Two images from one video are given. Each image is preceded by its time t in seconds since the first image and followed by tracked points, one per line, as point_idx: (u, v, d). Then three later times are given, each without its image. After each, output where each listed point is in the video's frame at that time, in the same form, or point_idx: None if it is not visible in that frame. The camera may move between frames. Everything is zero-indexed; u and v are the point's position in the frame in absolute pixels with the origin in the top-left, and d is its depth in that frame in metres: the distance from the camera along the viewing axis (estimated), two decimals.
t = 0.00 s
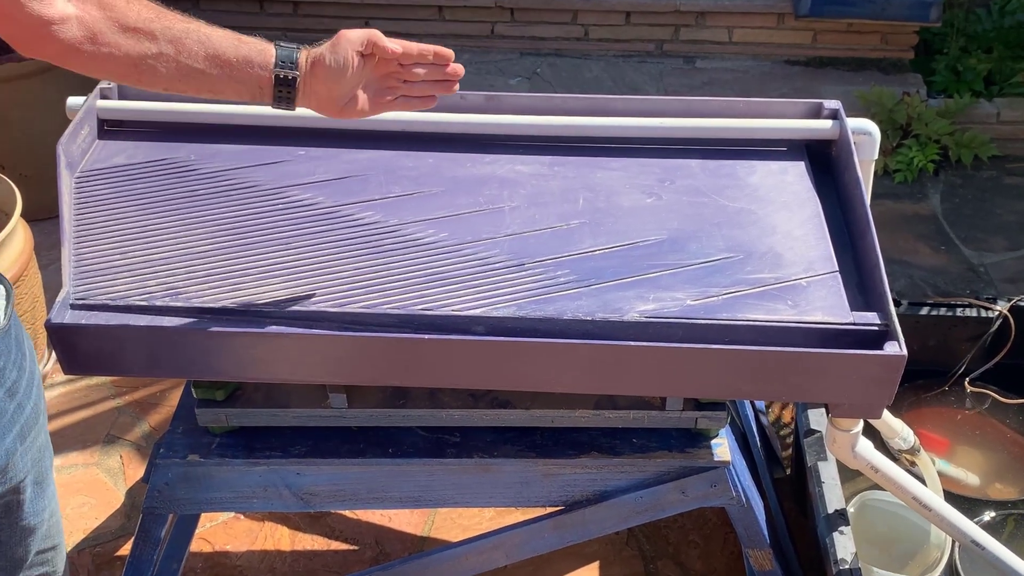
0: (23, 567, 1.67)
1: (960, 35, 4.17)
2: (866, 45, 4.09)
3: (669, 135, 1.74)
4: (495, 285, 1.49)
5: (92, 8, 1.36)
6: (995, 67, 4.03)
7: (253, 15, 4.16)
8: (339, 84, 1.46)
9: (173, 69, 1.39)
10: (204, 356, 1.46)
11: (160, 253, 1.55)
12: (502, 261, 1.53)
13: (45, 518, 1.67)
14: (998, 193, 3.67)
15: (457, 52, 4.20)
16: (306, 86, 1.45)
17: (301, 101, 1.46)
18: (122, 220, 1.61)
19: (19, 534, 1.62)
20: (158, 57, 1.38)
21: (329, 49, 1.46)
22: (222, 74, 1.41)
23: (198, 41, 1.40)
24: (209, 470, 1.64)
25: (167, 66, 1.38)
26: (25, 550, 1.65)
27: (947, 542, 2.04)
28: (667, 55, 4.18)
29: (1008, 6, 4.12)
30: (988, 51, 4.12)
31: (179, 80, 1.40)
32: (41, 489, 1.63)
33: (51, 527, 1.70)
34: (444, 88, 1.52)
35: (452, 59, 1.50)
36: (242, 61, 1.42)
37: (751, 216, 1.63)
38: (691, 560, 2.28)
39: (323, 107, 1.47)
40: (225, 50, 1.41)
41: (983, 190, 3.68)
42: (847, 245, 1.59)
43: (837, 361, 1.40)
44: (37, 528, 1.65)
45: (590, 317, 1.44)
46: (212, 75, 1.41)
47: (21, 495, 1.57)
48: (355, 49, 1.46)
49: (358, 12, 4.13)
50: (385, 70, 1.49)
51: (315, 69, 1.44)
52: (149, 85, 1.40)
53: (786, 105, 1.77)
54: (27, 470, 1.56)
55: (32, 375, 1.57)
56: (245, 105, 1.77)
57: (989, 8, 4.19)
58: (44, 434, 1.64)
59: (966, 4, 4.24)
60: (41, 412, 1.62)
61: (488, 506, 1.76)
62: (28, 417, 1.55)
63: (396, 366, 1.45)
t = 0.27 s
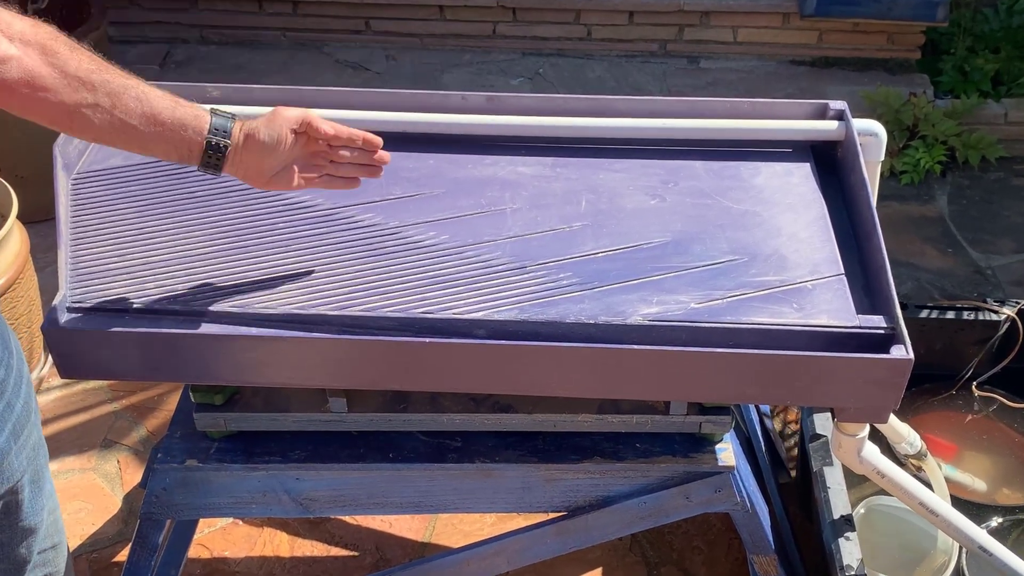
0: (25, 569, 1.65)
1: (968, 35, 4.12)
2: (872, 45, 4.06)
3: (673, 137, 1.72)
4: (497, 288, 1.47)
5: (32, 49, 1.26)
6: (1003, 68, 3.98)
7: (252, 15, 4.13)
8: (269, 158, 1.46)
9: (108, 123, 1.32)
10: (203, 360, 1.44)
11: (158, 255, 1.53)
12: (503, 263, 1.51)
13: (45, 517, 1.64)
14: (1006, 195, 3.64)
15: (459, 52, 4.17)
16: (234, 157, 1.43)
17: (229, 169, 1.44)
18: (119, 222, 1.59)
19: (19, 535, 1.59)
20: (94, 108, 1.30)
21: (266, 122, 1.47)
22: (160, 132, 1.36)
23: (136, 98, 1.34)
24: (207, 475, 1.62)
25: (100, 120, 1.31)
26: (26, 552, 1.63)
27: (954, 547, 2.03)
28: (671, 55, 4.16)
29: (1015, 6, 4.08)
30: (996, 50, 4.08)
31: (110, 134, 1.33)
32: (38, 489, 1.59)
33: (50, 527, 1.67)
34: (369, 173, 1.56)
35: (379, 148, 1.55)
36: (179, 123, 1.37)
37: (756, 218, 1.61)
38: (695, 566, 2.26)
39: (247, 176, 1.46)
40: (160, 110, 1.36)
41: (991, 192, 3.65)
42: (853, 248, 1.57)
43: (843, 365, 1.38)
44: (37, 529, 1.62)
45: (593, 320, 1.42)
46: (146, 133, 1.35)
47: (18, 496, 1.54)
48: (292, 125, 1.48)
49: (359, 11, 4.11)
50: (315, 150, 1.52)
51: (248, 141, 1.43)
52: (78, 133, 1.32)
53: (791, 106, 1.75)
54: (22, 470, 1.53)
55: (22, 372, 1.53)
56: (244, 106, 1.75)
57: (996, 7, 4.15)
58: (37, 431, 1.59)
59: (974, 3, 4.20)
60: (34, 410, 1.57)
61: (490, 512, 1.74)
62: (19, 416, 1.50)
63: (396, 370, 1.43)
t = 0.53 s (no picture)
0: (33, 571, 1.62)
1: (976, 35, 4.11)
2: (879, 45, 4.04)
3: (677, 138, 1.70)
4: (498, 291, 1.45)
5: None
6: (1011, 68, 3.93)
7: (251, 14, 4.11)
8: (127, 252, 1.43)
9: None
10: (201, 364, 1.41)
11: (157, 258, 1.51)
12: (505, 266, 1.49)
13: (49, 517, 1.62)
14: (1015, 197, 3.61)
15: (460, 52, 4.15)
16: (90, 241, 1.42)
17: (81, 252, 1.44)
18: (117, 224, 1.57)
19: (21, 539, 1.57)
20: None
21: (123, 215, 1.44)
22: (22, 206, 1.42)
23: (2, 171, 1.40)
24: (206, 480, 1.60)
25: None
26: (33, 554, 1.60)
27: (961, 553, 2.01)
28: (675, 55, 4.14)
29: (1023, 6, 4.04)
30: (1004, 50, 4.04)
31: None
32: (36, 489, 1.57)
33: (55, 528, 1.65)
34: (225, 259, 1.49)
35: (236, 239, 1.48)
36: (38, 200, 1.43)
37: (761, 220, 1.59)
38: (699, 572, 2.24)
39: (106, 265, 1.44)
40: (25, 185, 1.43)
41: (1000, 194, 3.62)
42: (859, 250, 1.55)
43: (850, 369, 1.36)
44: (42, 529, 1.60)
45: (596, 324, 1.40)
46: (5, 206, 1.42)
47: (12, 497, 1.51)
48: (147, 221, 1.43)
49: (360, 11, 4.09)
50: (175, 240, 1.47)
51: (105, 233, 1.42)
52: None
53: (797, 106, 1.73)
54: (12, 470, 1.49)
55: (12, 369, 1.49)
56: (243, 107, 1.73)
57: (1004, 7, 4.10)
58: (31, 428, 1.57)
59: (981, 3, 4.18)
60: (25, 408, 1.54)
61: (491, 518, 1.72)
62: (6, 415, 1.47)
63: (397, 373, 1.41)
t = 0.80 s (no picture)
0: None
1: (983, 34, 4.05)
2: (885, 45, 4.01)
3: (681, 139, 1.68)
4: (500, 294, 1.43)
5: None
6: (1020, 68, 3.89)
7: (249, 14, 4.09)
8: (197, 250, 1.44)
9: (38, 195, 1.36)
10: (199, 368, 1.39)
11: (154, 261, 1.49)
12: (507, 269, 1.47)
13: (36, 531, 1.54)
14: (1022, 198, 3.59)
15: (461, 52, 4.13)
16: (159, 241, 1.43)
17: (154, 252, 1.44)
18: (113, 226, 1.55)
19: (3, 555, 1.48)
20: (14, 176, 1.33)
21: (191, 213, 1.44)
22: (87, 208, 1.40)
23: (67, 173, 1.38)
24: (204, 485, 1.58)
25: (28, 190, 1.35)
26: (20, 570, 1.53)
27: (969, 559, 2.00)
28: (679, 55, 4.12)
29: None
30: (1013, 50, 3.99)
31: (37, 205, 1.37)
32: (13, 505, 1.47)
33: (44, 543, 1.57)
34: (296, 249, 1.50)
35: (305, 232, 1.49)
36: (109, 204, 1.41)
37: (766, 223, 1.57)
38: None
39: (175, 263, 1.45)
40: (93, 190, 1.40)
41: (1007, 196, 3.59)
42: (866, 253, 1.53)
43: (857, 373, 1.34)
44: (27, 544, 1.51)
45: (599, 327, 1.37)
46: (73, 208, 1.39)
47: None
48: (214, 220, 1.44)
49: (360, 10, 4.07)
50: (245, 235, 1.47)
51: (174, 232, 1.42)
52: (4, 199, 1.36)
53: (802, 107, 1.71)
54: None
55: None
56: (241, 108, 1.71)
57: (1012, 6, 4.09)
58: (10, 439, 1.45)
59: (989, 3, 4.15)
60: None
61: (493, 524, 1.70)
62: None
63: (398, 378, 1.39)
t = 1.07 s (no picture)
0: None
1: (991, 35, 4.02)
2: (893, 45, 3.99)
3: (685, 140, 1.66)
4: (502, 298, 1.41)
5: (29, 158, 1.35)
6: None
7: (248, 14, 4.07)
8: (160, 228, 1.36)
9: None
10: (197, 372, 1.37)
11: (150, 263, 1.47)
12: (509, 271, 1.45)
13: (16, 526, 1.57)
14: None
15: (463, 52, 4.11)
16: (117, 217, 1.36)
17: (111, 228, 1.37)
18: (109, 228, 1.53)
19: None
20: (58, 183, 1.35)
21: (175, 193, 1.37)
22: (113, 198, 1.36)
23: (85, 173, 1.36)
24: (203, 491, 1.56)
25: None
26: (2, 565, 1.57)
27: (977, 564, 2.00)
28: (683, 55, 4.10)
29: None
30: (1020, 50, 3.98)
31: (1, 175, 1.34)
32: None
33: (22, 541, 1.60)
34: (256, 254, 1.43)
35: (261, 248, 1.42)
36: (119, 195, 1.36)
37: (771, 225, 1.55)
38: None
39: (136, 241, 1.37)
40: (53, 157, 1.36)
41: (1015, 199, 3.57)
42: (872, 255, 1.51)
43: (863, 378, 1.32)
44: (9, 538, 1.56)
45: (602, 331, 1.35)
46: (37, 177, 1.34)
47: None
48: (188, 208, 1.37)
49: (360, 10, 4.05)
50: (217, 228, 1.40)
51: (143, 208, 1.34)
52: None
53: (807, 108, 1.69)
54: None
55: None
56: (240, 109, 1.69)
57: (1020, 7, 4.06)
58: None
59: (997, 3, 4.11)
60: None
61: (495, 530, 1.68)
62: None
63: (398, 381, 1.37)
